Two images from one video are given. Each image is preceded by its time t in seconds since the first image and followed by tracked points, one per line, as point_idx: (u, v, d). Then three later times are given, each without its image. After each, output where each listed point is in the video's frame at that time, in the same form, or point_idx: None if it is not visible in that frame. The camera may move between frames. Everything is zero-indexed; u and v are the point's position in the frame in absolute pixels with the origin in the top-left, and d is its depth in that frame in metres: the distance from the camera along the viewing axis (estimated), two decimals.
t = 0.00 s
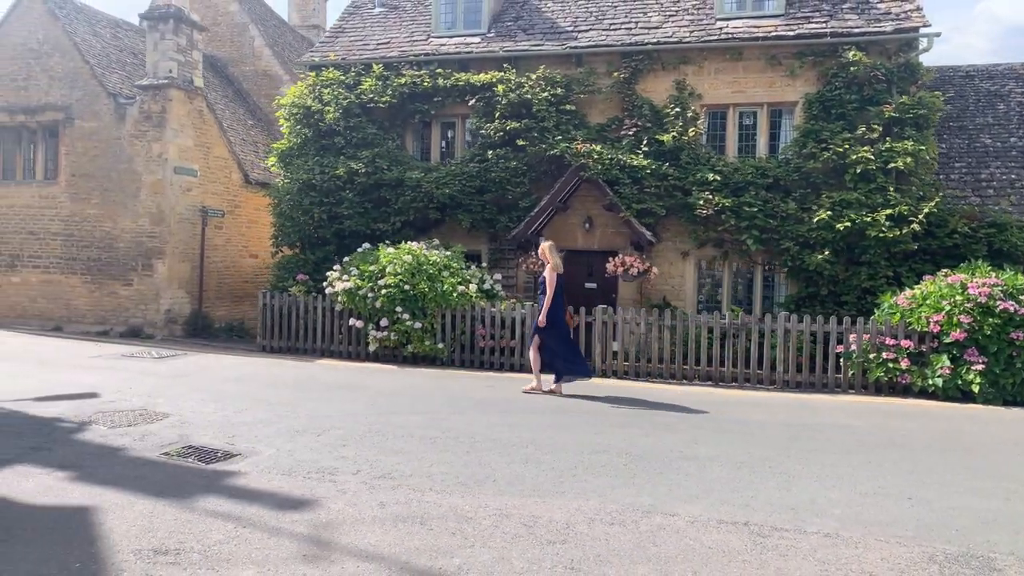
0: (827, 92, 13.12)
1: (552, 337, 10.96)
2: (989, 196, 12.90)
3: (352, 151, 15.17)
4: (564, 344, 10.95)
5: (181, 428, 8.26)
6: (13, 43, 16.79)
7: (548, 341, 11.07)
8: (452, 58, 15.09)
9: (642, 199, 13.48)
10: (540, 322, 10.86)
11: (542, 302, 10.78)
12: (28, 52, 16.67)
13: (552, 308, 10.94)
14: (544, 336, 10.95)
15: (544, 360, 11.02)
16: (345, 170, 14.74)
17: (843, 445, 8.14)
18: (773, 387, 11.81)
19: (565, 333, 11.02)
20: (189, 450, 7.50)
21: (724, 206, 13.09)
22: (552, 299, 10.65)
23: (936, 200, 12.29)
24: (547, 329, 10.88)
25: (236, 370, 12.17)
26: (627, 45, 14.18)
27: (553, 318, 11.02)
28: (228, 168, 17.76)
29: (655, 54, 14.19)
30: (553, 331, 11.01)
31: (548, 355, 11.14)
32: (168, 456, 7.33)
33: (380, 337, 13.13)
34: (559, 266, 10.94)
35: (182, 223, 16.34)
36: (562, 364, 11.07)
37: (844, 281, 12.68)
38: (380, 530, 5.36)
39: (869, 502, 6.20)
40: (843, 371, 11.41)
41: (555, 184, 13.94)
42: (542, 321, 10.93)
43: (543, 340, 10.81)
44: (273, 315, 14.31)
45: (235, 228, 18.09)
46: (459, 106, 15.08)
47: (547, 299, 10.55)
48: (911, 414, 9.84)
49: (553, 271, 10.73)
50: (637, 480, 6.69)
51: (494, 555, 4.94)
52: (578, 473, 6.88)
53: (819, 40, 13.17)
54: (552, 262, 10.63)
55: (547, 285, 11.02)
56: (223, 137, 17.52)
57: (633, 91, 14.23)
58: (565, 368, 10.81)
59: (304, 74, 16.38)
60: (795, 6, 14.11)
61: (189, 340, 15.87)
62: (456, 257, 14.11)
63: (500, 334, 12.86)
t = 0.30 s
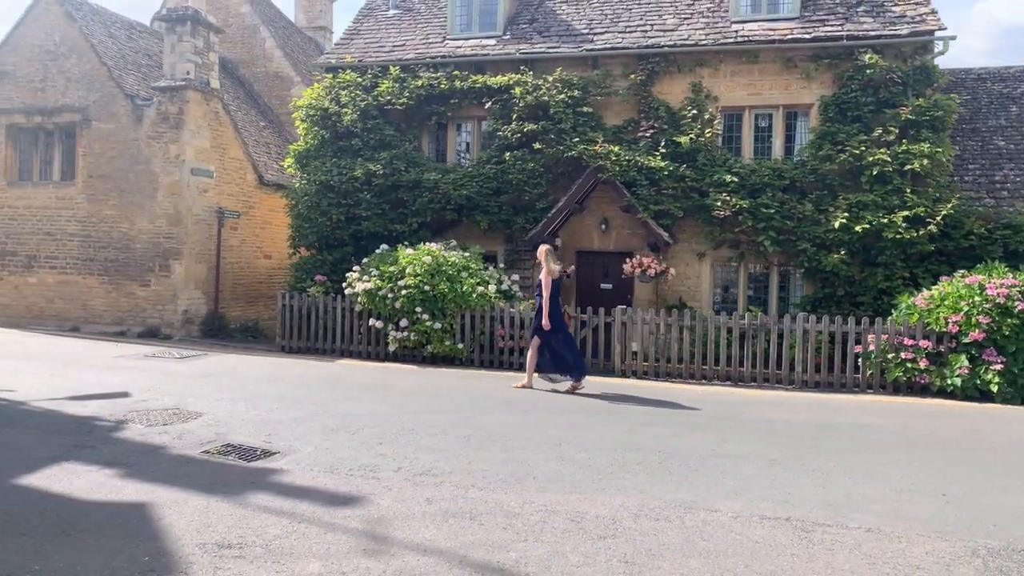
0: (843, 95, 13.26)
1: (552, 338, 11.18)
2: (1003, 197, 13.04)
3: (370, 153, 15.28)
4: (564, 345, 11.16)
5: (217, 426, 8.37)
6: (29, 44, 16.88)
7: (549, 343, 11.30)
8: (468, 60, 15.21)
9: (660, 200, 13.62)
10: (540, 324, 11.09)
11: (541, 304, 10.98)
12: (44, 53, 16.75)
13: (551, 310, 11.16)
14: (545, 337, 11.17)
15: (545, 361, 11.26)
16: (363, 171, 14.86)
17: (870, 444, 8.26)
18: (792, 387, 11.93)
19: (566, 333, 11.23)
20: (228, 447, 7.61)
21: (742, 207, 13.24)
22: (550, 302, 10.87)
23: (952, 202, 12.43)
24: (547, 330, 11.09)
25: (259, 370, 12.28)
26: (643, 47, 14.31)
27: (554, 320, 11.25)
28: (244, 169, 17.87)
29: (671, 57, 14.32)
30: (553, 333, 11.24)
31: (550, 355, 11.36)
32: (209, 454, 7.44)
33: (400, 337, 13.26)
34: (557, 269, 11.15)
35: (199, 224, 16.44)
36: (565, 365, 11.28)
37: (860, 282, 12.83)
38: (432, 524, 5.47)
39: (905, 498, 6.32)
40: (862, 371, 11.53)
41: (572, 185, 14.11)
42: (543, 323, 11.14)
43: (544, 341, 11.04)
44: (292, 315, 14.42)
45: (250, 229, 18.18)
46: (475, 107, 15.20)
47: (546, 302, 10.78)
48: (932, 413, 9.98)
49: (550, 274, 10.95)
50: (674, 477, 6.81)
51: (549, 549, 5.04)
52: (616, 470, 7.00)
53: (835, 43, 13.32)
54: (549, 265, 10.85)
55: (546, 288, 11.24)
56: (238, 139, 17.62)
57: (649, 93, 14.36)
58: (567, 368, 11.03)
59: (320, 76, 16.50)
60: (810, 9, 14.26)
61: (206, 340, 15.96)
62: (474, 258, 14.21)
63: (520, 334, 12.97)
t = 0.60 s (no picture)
0: (859, 97, 13.37)
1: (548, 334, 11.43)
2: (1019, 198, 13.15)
3: (386, 154, 15.38)
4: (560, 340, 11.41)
5: (251, 427, 8.47)
6: (46, 46, 16.96)
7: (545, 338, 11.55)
8: (485, 62, 15.30)
9: (677, 201, 13.73)
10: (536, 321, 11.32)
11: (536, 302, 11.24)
12: (60, 55, 16.83)
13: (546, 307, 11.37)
14: (541, 335, 11.43)
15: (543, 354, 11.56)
16: (381, 173, 14.99)
17: (897, 443, 8.36)
18: (810, 387, 12.04)
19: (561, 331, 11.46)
20: (266, 448, 7.70)
21: (759, 208, 13.36)
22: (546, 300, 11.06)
23: (969, 203, 12.54)
24: (542, 328, 11.35)
25: (282, 370, 12.38)
26: (660, 50, 14.42)
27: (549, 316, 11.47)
28: (258, 170, 17.96)
29: (688, 59, 14.43)
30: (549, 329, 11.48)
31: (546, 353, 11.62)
32: (247, 454, 7.52)
33: (419, 338, 13.38)
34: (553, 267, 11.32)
35: (215, 225, 16.52)
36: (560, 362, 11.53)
37: (876, 283, 12.96)
38: (481, 524, 5.56)
39: (940, 497, 6.42)
40: (880, 371, 11.64)
41: (590, 186, 14.26)
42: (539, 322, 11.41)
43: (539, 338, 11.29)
44: (311, 315, 14.50)
45: (264, 230, 18.26)
46: (491, 109, 15.30)
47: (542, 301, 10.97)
48: (954, 413, 10.08)
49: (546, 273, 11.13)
50: (710, 477, 6.91)
51: (599, 548, 5.13)
52: (651, 470, 7.11)
53: (851, 45, 13.43)
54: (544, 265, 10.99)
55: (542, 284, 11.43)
56: (253, 140, 17.70)
57: (665, 95, 14.47)
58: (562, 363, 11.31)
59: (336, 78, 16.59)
60: (825, 12, 14.37)
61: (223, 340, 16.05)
62: (492, 258, 14.23)
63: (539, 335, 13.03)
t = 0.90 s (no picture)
0: (877, 99, 13.44)
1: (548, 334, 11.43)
2: None
3: (404, 155, 15.46)
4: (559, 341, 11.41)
5: (285, 427, 8.53)
6: (62, 47, 16.99)
7: (544, 338, 11.53)
8: (502, 64, 15.37)
9: (695, 203, 13.82)
10: (536, 321, 11.32)
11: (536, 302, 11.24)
12: (76, 56, 16.86)
13: (546, 307, 11.40)
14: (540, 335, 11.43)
15: (540, 355, 11.53)
16: (399, 174, 15.08)
17: (927, 443, 8.42)
18: (830, 387, 12.11)
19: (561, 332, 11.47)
20: (302, 447, 7.75)
21: (777, 210, 13.45)
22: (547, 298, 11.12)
23: (987, 205, 12.62)
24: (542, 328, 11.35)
25: (304, 370, 12.44)
26: (677, 52, 14.49)
27: (548, 317, 11.48)
28: (274, 171, 18.02)
29: (705, 61, 14.52)
30: (548, 330, 11.48)
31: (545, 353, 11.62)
32: (285, 454, 7.58)
33: (439, 338, 13.47)
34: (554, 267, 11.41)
35: (232, 226, 16.58)
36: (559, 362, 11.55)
37: (895, 284, 13.03)
38: (530, 522, 5.63)
39: (979, 496, 6.47)
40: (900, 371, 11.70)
41: (607, 187, 14.36)
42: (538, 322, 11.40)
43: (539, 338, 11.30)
44: (330, 316, 14.56)
45: (280, 231, 18.31)
46: (508, 111, 15.38)
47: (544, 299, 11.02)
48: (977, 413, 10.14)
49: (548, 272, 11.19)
50: (747, 476, 6.98)
51: (651, 545, 5.20)
52: (689, 469, 7.17)
53: (868, 47, 13.50)
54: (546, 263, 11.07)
55: (542, 285, 11.48)
56: (269, 141, 17.76)
57: (682, 96, 14.55)
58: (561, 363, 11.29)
59: (352, 79, 16.66)
60: (841, 14, 14.45)
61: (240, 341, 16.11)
62: (511, 259, 14.31)
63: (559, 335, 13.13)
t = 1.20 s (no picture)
0: (896, 100, 13.49)
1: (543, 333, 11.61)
2: None
3: (423, 156, 15.52)
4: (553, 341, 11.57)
5: (320, 427, 8.60)
6: (80, 48, 17.04)
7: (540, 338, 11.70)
8: (520, 65, 15.43)
9: (715, 204, 13.91)
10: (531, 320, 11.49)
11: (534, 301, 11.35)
12: (94, 57, 16.92)
13: (544, 307, 11.56)
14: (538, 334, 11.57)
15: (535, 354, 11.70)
16: (418, 175, 15.14)
17: (957, 444, 8.49)
18: (851, 387, 12.17)
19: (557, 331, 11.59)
20: (341, 448, 7.82)
21: (796, 211, 13.52)
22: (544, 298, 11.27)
23: (1008, 206, 12.68)
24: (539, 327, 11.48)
25: (328, 371, 12.51)
26: (695, 54, 14.55)
27: (545, 317, 11.66)
28: (290, 172, 18.07)
29: (723, 62, 14.58)
30: (544, 330, 11.65)
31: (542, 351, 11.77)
32: (324, 455, 7.64)
33: (459, 339, 13.53)
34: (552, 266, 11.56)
35: (250, 226, 16.63)
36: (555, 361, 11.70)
37: (914, 285, 13.10)
38: (581, 524, 5.70)
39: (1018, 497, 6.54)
40: (922, 371, 11.76)
41: (627, 187, 14.40)
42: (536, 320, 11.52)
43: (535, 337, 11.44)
44: (350, 316, 14.62)
45: (296, 231, 18.36)
46: (526, 112, 15.44)
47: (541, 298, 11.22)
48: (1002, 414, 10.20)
49: (547, 271, 11.34)
50: (785, 477, 7.05)
51: (705, 547, 5.27)
52: (727, 470, 7.25)
53: (888, 49, 13.56)
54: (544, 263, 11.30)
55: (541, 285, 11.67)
56: (285, 141, 17.81)
57: (701, 98, 14.61)
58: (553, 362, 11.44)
59: (370, 80, 16.70)
60: (859, 15, 14.50)
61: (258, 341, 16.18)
62: (531, 260, 14.37)
63: (580, 336, 13.21)
